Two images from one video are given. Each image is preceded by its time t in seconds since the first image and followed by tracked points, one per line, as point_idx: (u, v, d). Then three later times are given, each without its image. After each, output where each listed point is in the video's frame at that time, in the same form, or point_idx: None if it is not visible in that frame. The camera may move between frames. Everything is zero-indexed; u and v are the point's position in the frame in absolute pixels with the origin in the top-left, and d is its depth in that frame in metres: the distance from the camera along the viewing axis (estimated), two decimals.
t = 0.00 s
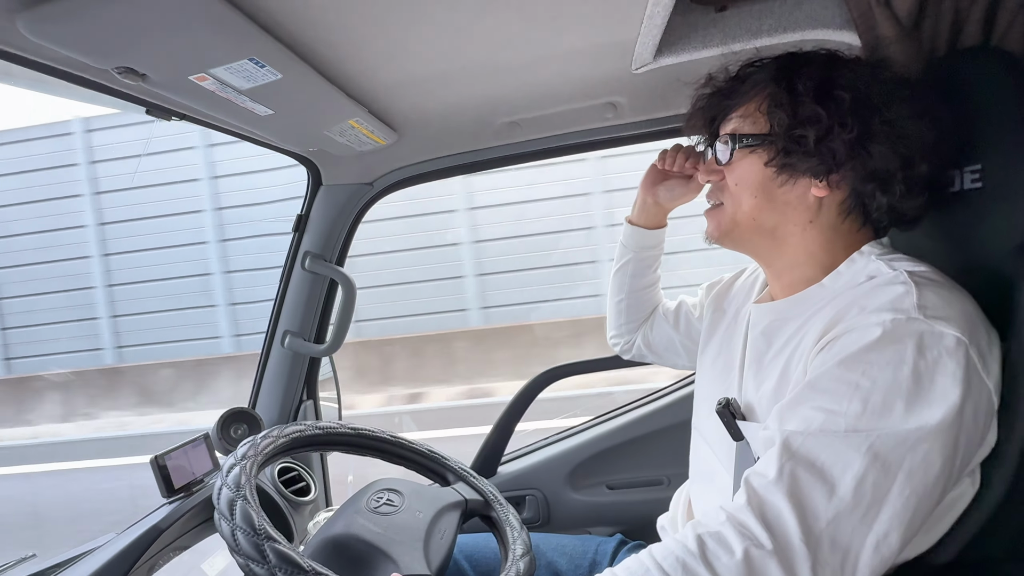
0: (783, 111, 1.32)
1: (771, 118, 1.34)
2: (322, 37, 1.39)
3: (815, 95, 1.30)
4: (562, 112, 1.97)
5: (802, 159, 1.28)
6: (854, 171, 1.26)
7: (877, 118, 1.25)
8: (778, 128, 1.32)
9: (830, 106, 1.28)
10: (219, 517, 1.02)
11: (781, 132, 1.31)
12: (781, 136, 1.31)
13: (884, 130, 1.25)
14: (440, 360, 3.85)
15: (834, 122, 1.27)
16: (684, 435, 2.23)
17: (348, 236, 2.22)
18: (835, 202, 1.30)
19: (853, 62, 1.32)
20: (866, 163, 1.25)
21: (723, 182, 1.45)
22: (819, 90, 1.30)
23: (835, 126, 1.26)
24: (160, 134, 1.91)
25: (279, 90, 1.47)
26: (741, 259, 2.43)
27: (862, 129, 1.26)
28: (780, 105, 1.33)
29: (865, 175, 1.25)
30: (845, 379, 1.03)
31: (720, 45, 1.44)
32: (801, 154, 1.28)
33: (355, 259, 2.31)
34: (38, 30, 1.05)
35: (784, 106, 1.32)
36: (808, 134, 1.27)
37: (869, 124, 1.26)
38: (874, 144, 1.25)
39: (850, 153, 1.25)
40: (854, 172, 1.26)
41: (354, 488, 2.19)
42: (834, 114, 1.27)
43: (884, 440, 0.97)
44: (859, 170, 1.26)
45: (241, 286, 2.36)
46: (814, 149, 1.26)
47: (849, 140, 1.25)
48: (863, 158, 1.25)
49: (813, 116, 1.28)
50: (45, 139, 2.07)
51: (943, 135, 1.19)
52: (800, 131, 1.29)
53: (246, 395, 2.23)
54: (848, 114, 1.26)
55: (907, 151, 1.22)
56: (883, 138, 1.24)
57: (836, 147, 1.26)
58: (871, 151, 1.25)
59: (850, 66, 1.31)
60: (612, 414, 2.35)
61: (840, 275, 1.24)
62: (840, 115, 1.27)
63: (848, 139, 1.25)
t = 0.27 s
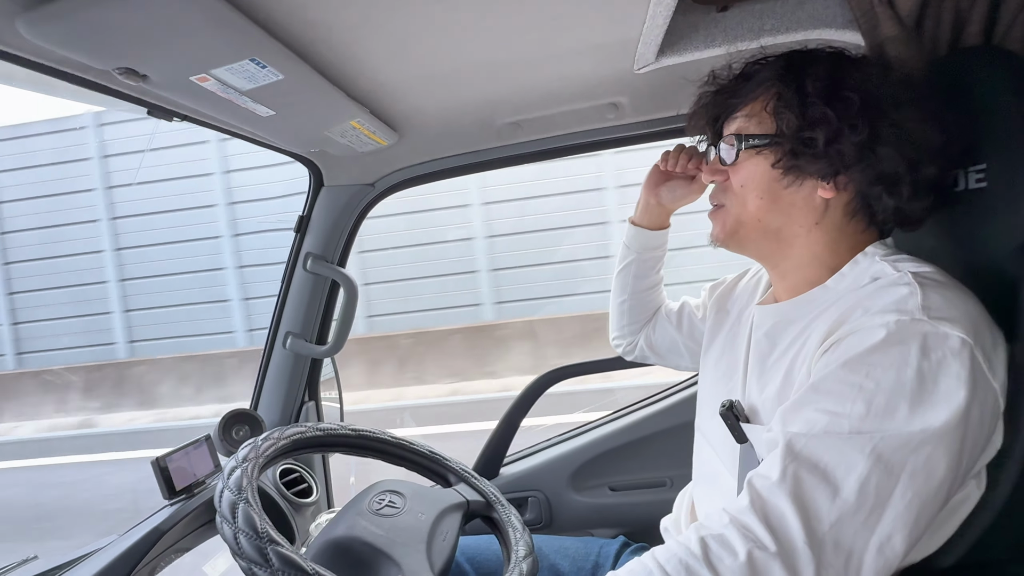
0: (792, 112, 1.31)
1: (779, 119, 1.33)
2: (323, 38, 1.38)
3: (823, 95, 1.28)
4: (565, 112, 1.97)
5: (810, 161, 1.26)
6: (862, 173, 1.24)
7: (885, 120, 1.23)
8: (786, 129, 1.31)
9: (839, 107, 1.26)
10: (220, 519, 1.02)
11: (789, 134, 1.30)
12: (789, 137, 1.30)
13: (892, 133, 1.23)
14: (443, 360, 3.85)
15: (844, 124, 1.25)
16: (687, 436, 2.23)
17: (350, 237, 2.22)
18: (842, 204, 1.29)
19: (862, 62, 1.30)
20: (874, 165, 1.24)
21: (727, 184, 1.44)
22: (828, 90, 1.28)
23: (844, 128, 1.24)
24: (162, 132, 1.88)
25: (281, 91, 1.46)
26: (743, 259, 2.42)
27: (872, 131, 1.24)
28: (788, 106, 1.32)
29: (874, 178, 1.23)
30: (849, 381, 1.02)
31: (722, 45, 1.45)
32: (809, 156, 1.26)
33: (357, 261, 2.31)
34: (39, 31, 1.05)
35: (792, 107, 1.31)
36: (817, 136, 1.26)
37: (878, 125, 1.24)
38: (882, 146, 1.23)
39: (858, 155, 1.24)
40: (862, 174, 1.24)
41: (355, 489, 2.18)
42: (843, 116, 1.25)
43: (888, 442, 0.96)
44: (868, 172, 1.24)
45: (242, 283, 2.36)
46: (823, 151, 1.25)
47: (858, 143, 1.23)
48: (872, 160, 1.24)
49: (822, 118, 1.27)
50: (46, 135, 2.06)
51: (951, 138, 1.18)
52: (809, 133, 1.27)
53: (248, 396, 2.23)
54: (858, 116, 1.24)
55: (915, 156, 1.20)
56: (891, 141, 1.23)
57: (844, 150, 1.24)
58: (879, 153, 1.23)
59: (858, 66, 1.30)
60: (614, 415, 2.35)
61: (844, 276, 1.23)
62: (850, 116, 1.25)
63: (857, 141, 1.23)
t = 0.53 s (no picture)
0: (787, 120, 1.32)
1: (775, 127, 1.34)
2: (330, 41, 1.40)
3: (819, 101, 1.29)
4: (568, 115, 1.98)
5: (807, 168, 1.28)
6: (860, 176, 1.25)
7: (883, 122, 1.24)
8: (782, 136, 1.32)
9: (836, 112, 1.27)
10: (227, 518, 1.03)
11: (785, 141, 1.31)
12: (785, 145, 1.30)
13: (892, 136, 1.23)
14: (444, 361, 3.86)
15: (841, 129, 1.26)
16: (689, 437, 2.23)
17: (354, 238, 2.23)
18: (840, 207, 1.30)
19: (855, 66, 1.31)
20: (873, 168, 1.24)
21: (725, 191, 1.45)
22: (824, 96, 1.29)
23: (841, 133, 1.25)
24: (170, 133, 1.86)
25: (288, 93, 1.48)
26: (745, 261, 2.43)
27: (871, 135, 1.24)
28: (784, 113, 1.33)
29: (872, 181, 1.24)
30: (850, 382, 1.03)
31: (724, 48, 1.46)
32: (808, 162, 1.27)
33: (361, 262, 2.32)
34: (51, 33, 1.06)
35: (788, 115, 1.32)
36: (814, 142, 1.27)
37: (876, 128, 1.24)
38: (881, 150, 1.24)
39: (856, 160, 1.24)
40: (861, 177, 1.25)
41: (359, 490, 2.19)
42: (840, 120, 1.26)
43: (889, 441, 0.97)
44: (865, 176, 1.25)
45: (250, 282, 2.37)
46: (820, 156, 1.26)
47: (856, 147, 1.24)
48: (870, 164, 1.24)
49: (819, 124, 1.28)
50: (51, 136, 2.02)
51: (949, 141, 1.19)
52: (806, 140, 1.28)
53: (252, 397, 2.24)
54: (855, 121, 1.25)
55: (913, 156, 1.21)
56: (890, 144, 1.23)
57: (842, 155, 1.25)
58: (877, 157, 1.24)
59: (852, 72, 1.30)
60: (617, 417, 2.35)
61: (846, 277, 1.24)
62: (847, 120, 1.26)
63: (855, 145, 1.24)
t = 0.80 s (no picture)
0: (784, 113, 1.30)
1: (771, 120, 1.32)
2: (324, 32, 1.38)
3: (816, 96, 1.28)
4: (566, 108, 1.96)
5: (804, 161, 1.26)
6: (857, 171, 1.24)
7: (878, 118, 1.24)
8: (779, 130, 1.30)
9: (832, 106, 1.27)
10: (222, 516, 1.02)
11: (782, 134, 1.29)
12: (782, 139, 1.29)
13: (886, 130, 1.23)
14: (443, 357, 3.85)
15: (836, 124, 1.25)
16: (686, 433, 2.23)
17: (351, 232, 2.22)
18: (837, 202, 1.29)
19: (852, 61, 1.31)
20: (869, 163, 1.24)
21: (722, 185, 1.44)
22: (820, 90, 1.29)
23: (837, 127, 1.25)
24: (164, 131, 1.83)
25: (283, 85, 1.46)
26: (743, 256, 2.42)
27: (865, 128, 1.24)
28: (780, 107, 1.31)
29: (869, 176, 1.24)
30: (847, 378, 1.02)
31: (725, 41, 1.42)
32: (804, 155, 1.26)
33: (358, 256, 2.31)
34: (41, 23, 1.05)
35: (784, 108, 1.31)
36: (810, 136, 1.26)
37: (871, 123, 1.24)
38: (877, 143, 1.23)
39: (852, 154, 1.24)
40: (857, 172, 1.24)
41: (356, 484, 2.18)
42: (836, 115, 1.26)
43: (886, 438, 0.96)
44: (862, 170, 1.24)
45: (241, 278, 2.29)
46: (817, 150, 1.25)
47: (852, 141, 1.24)
48: (866, 158, 1.24)
49: (816, 117, 1.27)
50: (35, 132, 1.96)
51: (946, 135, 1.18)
52: (802, 133, 1.27)
53: (248, 391, 2.23)
54: (850, 115, 1.25)
55: (908, 150, 1.21)
56: (885, 138, 1.22)
57: (838, 149, 1.24)
58: (874, 151, 1.24)
59: (849, 66, 1.30)
60: (614, 412, 2.35)
61: (845, 273, 1.23)
62: (842, 115, 1.26)
63: (850, 140, 1.24)
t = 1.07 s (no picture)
0: (781, 114, 1.31)
1: (768, 121, 1.34)
2: (322, 37, 1.39)
3: (813, 97, 1.30)
4: (563, 111, 1.97)
5: (801, 162, 1.27)
6: (854, 171, 1.26)
7: (875, 119, 1.25)
8: (776, 131, 1.31)
9: (829, 107, 1.28)
10: (220, 519, 1.03)
11: (779, 135, 1.30)
12: (779, 139, 1.30)
13: (883, 131, 1.24)
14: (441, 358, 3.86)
15: (833, 124, 1.26)
16: (684, 433, 2.23)
17: (349, 234, 2.23)
18: (834, 203, 1.30)
19: (848, 64, 1.32)
20: (866, 163, 1.25)
21: (720, 186, 1.44)
22: (817, 91, 1.30)
23: (834, 128, 1.26)
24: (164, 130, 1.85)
25: (281, 89, 1.47)
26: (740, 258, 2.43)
27: (861, 129, 1.25)
28: (777, 109, 1.33)
29: (866, 176, 1.25)
30: (843, 378, 1.03)
31: (720, 43, 1.44)
32: (800, 156, 1.27)
33: (356, 259, 2.31)
34: (39, 29, 1.05)
35: (781, 110, 1.32)
36: (807, 137, 1.27)
37: (867, 124, 1.26)
38: (873, 144, 1.25)
39: (849, 155, 1.25)
40: (854, 173, 1.26)
41: (354, 486, 2.19)
42: (832, 116, 1.27)
43: (881, 439, 0.97)
44: (859, 170, 1.26)
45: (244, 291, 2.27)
46: (813, 151, 1.26)
47: (848, 142, 1.25)
48: (863, 158, 1.26)
49: (812, 119, 1.28)
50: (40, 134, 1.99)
51: (942, 134, 1.18)
52: (799, 135, 1.28)
53: (247, 393, 2.23)
54: (847, 115, 1.26)
55: (906, 151, 1.21)
56: (882, 138, 1.24)
57: (835, 149, 1.26)
58: (870, 151, 1.25)
59: (846, 67, 1.31)
60: (611, 413, 2.36)
61: (840, 274, 1.24)
62: (839, 116, 1.27)
63: (847, 141, 1.25)
